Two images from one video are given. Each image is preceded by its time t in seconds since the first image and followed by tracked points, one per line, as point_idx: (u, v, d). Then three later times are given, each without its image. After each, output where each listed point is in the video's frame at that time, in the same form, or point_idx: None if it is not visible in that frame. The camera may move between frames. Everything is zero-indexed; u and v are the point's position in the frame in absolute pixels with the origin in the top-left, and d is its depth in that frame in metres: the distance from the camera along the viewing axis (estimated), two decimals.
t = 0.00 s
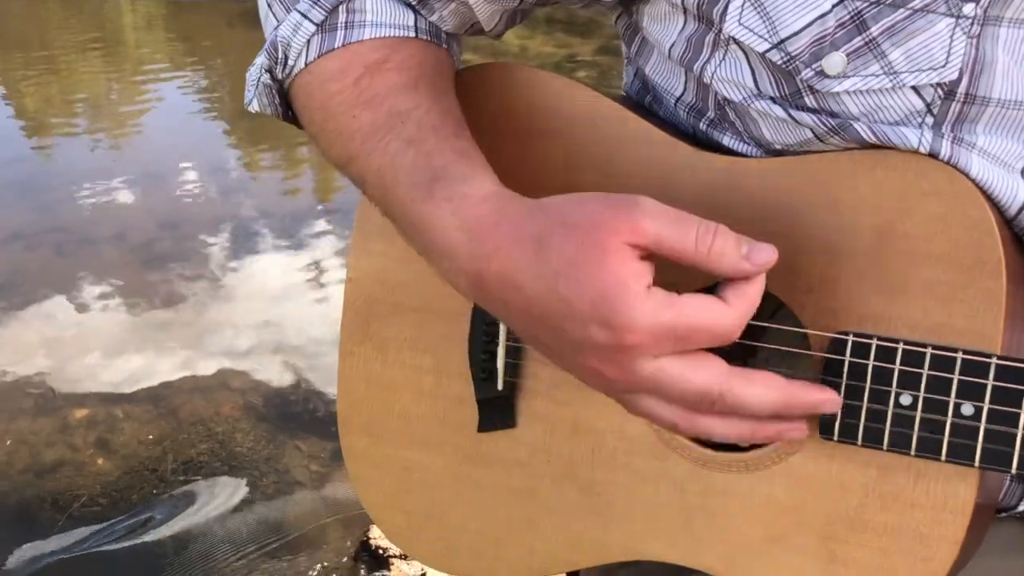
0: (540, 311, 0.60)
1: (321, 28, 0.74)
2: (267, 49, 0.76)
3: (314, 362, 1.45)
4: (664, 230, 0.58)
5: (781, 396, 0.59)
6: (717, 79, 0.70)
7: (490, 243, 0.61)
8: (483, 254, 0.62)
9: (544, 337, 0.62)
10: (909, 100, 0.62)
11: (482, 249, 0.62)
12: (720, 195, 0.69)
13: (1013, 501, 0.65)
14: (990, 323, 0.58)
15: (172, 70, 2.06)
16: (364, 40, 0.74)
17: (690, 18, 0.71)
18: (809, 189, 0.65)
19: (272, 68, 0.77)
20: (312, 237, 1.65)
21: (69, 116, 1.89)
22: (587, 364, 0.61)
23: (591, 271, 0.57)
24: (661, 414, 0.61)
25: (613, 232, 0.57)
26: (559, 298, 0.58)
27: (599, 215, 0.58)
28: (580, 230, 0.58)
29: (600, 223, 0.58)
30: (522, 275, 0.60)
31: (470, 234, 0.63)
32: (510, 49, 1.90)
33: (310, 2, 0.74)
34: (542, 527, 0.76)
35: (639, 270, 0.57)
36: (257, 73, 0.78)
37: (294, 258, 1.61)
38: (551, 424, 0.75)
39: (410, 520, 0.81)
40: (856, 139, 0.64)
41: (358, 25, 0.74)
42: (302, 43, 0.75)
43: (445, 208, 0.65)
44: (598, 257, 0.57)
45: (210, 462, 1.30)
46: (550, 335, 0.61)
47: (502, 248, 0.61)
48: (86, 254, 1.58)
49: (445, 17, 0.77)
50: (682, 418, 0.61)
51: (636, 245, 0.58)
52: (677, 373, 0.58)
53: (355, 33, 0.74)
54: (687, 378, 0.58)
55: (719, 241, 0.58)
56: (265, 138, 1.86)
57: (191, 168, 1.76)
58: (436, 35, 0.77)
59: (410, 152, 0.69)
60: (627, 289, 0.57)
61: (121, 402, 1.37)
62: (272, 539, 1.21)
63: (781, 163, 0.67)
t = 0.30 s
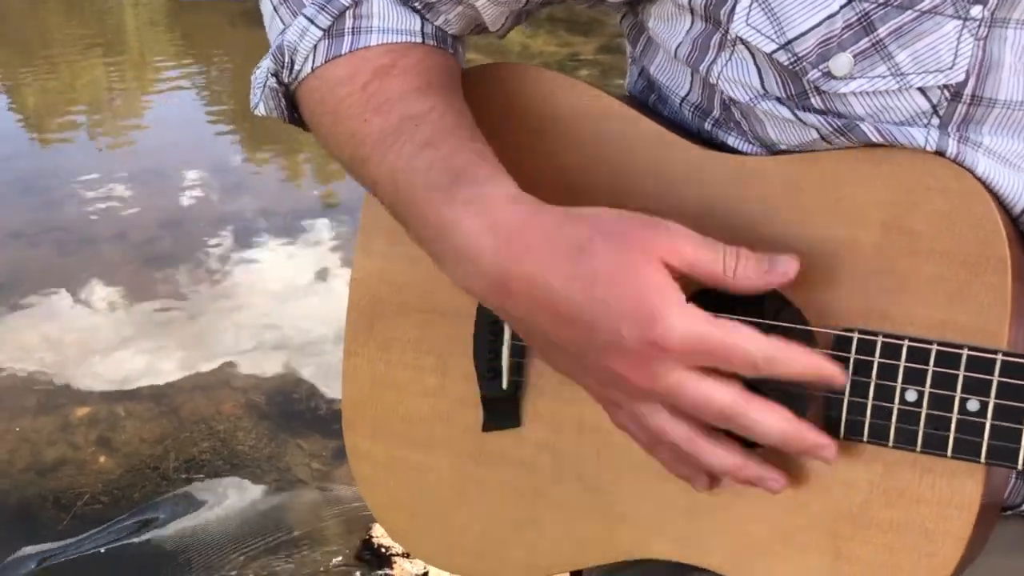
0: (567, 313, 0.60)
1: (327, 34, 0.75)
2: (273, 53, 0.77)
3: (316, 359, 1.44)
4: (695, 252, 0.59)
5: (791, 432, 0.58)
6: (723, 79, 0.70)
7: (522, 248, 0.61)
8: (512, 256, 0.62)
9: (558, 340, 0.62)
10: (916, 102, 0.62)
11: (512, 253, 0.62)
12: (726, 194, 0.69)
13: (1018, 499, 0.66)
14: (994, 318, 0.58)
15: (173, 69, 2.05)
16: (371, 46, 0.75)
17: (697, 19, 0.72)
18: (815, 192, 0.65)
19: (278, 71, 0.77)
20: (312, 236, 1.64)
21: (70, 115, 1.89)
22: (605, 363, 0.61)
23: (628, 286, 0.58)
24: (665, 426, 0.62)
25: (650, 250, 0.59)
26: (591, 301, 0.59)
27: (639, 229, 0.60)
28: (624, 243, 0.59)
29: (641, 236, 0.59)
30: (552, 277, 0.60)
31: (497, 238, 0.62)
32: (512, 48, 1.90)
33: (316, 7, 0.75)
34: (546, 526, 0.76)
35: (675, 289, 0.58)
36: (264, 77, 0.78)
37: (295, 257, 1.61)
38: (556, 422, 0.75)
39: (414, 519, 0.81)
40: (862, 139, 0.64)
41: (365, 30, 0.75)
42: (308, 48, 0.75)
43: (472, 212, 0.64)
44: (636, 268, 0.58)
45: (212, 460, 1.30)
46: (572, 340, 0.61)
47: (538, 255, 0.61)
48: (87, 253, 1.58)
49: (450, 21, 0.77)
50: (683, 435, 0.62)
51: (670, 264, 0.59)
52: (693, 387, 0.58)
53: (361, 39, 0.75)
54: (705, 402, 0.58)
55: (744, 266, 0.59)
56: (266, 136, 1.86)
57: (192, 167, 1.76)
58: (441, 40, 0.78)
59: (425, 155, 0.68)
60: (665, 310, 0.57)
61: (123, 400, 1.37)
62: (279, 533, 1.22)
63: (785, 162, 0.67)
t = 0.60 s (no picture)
0: (502, 376, 0.66)
1: (319, 49, 0.75)
2: (267, 63, 0.78)
3: (315, 360, 1.45)
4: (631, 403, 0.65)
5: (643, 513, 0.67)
6: (715, 81, 0.71)
7: (479, 309, 0.66)
8: (464, 308, 0.67)
9: (490, 406, 0.67)
10: (905, 105, 0.62)
11: (467, 305, 0.67)
12: (718, 195, 0.69)
13: (1010, 498, 0.66)
14: (982, 316, 0.58)
15: (173, 69, 2.06)
16: (361, 63, 0.75)
17: (690, 21, 0.72)
18: (805, 194, 0.66)
19: (272, 80, 0.78)
20: (312, 237, 1.65)
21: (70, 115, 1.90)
22: (517, 433, 0.66)
23: (567, 377, 0.64)
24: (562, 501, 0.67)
25: (599, 360, 0.65)
26: (529, 375, 0.65)
27: (595, 336, 0.66)
28: (572, 331, 0.65)
29: (592, 337, 0.66)
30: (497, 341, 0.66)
31: (466, 283, 0.67)
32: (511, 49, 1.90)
33: (310, 21, 0.75)
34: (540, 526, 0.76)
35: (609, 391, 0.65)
36: (256, 86, 0.79)
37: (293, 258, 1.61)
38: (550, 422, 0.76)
39: (409, 519, 0.81)
40: (852, 143, 0.63)
41: (356, 47, 0.75)
42: (300, 61, 0.76)
43: (444, 250, 0.68)
44: (577, 364, 0.64)
45: (210, 461, 1.31)
46: (499, 404, 0.66)
47: (490, 318, 0.66)
48: (87, 253, 1.58)
49: (450, 30, 0.78)
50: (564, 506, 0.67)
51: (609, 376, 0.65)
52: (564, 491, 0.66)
53: (352, 56, 0.75)
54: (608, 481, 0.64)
55: (647, 453, 0.66)
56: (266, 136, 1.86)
57: (192, 168, 1.76)
58: (435, 58, 0.77)
59: (404, 185, 0.71)
60: (588, 405, 0.64)
61: (122, 400, 1.37)
62: (273, 537, 1.23)
63: (779, 163, 0.67)
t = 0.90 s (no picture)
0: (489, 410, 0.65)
1: (318, 67, 0.75)
2: (264, 81, 0.77)
3: (313, 360, 1.44)
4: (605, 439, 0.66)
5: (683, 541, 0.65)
6: (713, 82, 0.71)
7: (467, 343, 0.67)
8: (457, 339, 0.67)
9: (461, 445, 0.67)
10: (904, 106, 0.62)
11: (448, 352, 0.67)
12: (716, 194, 0.69)
13: (1010, 497, 0.66)
14: (983, 313, 0.58)
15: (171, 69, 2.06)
16: (360, 82, 0.75)
17: (689, 23, 0.72)
18: (806, 192, 0.65)
19: (269, 98, 0.78)
20: (309, 237, 1.64)
21: (68, 115, 1.90)
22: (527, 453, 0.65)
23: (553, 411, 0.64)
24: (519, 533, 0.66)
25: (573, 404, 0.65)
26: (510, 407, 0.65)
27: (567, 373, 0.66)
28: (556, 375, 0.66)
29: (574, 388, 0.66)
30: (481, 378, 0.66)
31: (466, 310, 0.68)
32: (510, 49, 1.89)
33: (308, 40, 0.75)
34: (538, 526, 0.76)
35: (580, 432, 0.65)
36: (253, 103, 0.79)
37: (292, 258, 1.61)
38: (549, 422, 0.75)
39: (408, 520, 0.81)
40: (849, 144, 0.64)
41: (354, 66, 0.75)
42: (298, 80, 0.76)
43: (437, 285, 0.69)
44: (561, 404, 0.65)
45: (209, 460, 1.31)
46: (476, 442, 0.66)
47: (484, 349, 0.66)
48: (86, 253, 1.58)
49: (450, 36, 0.78)
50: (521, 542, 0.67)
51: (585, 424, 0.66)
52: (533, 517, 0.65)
53: (351, 75, 0.75)
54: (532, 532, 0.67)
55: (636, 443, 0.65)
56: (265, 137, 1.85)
57: (191, 168, 1.76)
58: (433, 69, 0.77)
59: (403, 216, 0.72)
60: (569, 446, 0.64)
61: (120, 401, 1.37)
62: (268, 535, 1.23)
63: (778, 163, 0.67)
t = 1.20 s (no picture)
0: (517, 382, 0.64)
1: (313, 51, 0.76)
2: (260, 67, 0.78)
3: (312, 360, 1.45)
4: (649, 350, 0.61)
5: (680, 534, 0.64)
6: (710, 79, 0.71)
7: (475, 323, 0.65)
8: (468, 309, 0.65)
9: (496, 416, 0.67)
10: (902, 102, 0.62)
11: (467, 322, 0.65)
12: (714, 194, 0.69)
13: (1006, 496, 0.66)
14: (980, 316, 0.58)
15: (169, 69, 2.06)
16: (355, 65, 0.75)
17: (686, 18, 0.72)
18: (804, 189, 0.65)
19: (265, 84, 0.78)
20: (309, 238, 1.64)
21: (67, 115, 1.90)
22: (539, 434, 0.65)
23: (571, 363, 0.62)
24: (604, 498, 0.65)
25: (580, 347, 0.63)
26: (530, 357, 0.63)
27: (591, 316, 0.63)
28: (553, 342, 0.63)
29: (587, 313, 0.62)
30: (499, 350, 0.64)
31: (455, 294, 0.66)
32: (507, 50, 1.90)
33: (303, 23, 0.76)
34: (537, 526, 0.76)
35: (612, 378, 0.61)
36: (250, 90, 0.79)
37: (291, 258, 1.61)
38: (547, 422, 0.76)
39: (407, 519, 0.81)
40: (848, 142, 0.64)
41: (350, 48, 0.76)
42: (294, 64, 0.76)
43: (431, 263, 0.67)
44: (579, 352, 0.62)
45: (208, 460, 1.31)
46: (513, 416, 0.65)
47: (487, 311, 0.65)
48: (85, 252, 1.58)
49: (445, 26, 0.78)
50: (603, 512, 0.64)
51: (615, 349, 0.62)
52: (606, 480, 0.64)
53: (346, 57, 0.76)
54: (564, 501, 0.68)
55: (680, 362, 0.61)
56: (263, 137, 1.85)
57: (189, 168, 1.76)
58: (428, 56, 0.78)
59: (396, 198, 0.71)
60: (599, 398, 0.61)
61: (119, 401, 1.37)
62: (267, 536, 1.23)
63: (775, 163, 0.67)
